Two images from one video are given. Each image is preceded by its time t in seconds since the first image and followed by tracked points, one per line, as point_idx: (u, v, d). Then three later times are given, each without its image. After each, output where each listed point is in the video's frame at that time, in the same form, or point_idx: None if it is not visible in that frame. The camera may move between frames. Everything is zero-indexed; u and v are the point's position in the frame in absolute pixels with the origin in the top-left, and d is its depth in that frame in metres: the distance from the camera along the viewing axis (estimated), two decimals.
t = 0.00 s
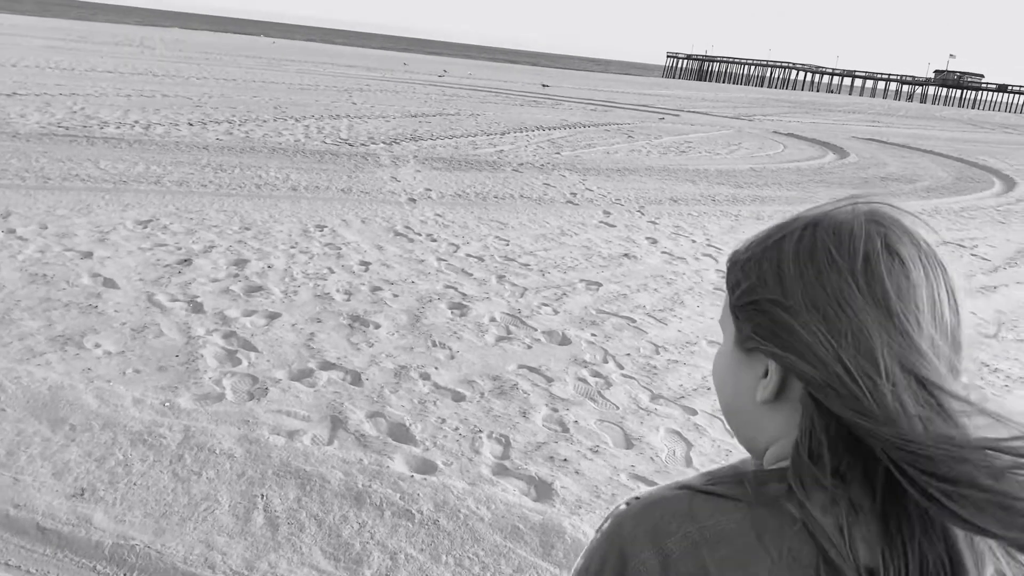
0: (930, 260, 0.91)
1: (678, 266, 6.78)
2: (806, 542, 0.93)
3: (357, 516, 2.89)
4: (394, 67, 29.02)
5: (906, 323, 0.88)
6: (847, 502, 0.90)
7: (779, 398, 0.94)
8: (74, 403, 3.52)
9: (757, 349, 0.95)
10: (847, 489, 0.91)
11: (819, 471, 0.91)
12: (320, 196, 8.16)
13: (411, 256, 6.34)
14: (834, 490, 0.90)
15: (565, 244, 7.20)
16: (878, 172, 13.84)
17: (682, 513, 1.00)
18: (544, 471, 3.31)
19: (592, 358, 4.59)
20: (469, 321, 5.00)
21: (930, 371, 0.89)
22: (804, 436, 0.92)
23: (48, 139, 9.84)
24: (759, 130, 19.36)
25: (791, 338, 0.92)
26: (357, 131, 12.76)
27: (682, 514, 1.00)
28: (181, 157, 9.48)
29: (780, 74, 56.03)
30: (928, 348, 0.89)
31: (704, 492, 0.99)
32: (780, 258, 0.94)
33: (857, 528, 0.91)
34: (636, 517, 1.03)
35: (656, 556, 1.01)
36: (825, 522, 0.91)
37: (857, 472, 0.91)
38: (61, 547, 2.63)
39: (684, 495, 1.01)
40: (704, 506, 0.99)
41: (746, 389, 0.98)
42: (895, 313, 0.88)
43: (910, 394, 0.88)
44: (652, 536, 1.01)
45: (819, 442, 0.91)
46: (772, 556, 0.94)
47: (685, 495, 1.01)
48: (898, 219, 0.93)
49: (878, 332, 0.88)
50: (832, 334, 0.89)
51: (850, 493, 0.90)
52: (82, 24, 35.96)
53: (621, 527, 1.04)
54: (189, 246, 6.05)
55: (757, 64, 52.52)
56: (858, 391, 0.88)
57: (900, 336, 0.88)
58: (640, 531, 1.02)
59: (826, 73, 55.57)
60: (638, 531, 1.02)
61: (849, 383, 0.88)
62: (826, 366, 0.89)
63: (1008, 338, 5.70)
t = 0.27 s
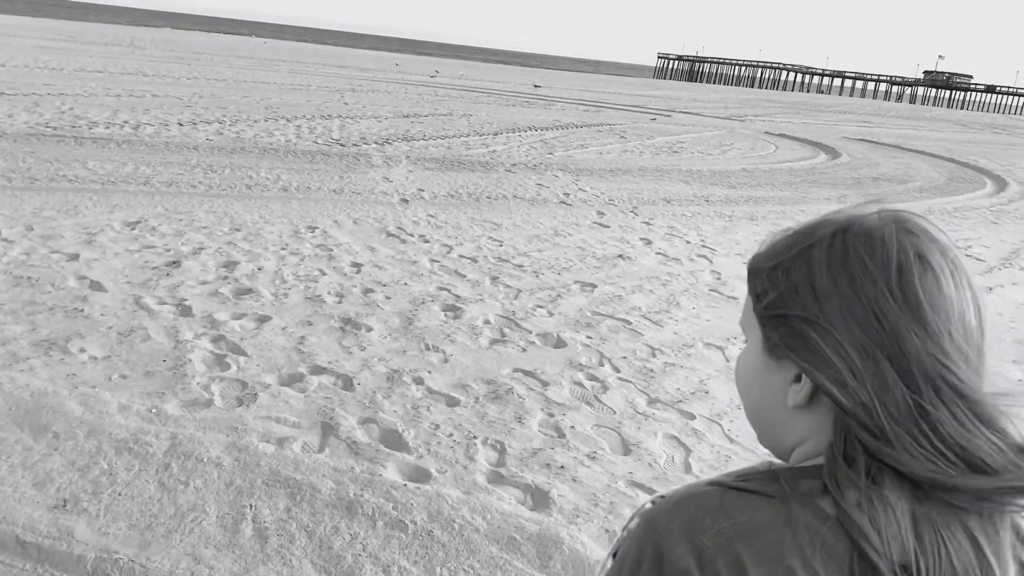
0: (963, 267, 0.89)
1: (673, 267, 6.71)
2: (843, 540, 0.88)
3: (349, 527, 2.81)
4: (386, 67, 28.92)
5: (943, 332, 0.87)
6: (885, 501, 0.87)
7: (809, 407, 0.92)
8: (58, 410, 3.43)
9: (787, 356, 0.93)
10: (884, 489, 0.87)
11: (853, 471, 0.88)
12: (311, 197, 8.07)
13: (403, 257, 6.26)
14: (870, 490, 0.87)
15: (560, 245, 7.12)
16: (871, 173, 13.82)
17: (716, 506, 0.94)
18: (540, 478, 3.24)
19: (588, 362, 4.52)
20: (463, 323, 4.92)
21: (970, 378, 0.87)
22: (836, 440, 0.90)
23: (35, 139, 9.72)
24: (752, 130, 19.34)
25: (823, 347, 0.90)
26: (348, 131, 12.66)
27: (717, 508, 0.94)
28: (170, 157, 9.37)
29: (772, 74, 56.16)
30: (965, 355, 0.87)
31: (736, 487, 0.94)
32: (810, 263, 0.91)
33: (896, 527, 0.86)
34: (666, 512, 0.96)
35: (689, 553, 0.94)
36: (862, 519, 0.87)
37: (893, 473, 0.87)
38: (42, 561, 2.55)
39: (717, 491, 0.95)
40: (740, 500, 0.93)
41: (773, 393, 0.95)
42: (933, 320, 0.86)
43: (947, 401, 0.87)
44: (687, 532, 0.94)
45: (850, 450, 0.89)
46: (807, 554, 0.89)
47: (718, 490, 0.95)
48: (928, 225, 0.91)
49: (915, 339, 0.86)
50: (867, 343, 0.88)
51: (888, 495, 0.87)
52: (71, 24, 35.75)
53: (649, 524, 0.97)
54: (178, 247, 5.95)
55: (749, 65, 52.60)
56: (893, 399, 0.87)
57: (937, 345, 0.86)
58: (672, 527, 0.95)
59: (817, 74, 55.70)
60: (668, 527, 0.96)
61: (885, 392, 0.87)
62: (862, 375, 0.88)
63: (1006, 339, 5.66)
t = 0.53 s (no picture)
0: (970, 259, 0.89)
1: (669, 268, 6.68)
2: (866, 529, 0.85)
3: (344, 536, 2.77)
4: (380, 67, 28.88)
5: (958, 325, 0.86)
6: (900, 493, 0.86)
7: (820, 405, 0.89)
8: (49, 416, 3.38)
9: (797, 353, 0.90)
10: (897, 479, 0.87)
11: (869, 465, 0.87)
12: (305, 198, 8.02)
13: (398, 258, 6.22)
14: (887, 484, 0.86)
15: (555, 246, 7.09)
16: (866, 173, 13.83)
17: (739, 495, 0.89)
18: (538, 484, 3.19)
19: (585, 364, 4.47)
20: (459, 326, 4.88)
21: (980, 372, 0.87)
22: (852, 435, 0.88)
23: (27, 140, 9.66)
24: (746, 131, 19.35)
25: (838, 343, 0.87)
26: (343, 132, 12.62)
27: (739, 498, 0.89)
28: (163, 158, 9.32)
29: (766, 75, 56.30)
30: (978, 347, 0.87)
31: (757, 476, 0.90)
32: (822, 258, 0.88)
33: (913, 518, 0.86)
34: (686, 505, 0.92)
35: (712, 547, 0.90)
36: (882, 509, 0.85)
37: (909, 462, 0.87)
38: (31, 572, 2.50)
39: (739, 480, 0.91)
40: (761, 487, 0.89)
41: (782, 390, 0.91)
42: (950, 314, 0.85)
43: (964, 393, 0.86)
44: (709, 522, 0.90)
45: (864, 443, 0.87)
46: (830, 545, 0.85)
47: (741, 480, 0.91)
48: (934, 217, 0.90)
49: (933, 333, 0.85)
50: (883, 337, 0.86)
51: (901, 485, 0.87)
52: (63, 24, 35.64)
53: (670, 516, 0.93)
54: (171, 249, 5.90)
55: (743, 65, 52.69)
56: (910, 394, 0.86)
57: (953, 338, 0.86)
58: (693, 519, 0.91)
59: (811, 74, 55.82)
60: (689, 520, 0.91)
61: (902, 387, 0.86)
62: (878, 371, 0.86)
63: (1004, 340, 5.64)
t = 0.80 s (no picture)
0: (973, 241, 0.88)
1: (666, 272, 6.61)
2: (904, 518, 0.83)
3: (335, 556, 2.67)
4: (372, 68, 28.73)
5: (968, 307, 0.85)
6: (936, 485, 0.83)
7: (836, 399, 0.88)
8: (30, 430, 3.27)
9: (810, 349, 0.88)
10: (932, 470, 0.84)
11: (898, 458, 0.84)
12: (296, 201, 7.92)
13: (391, 263, 6.12)
14: (921, 474, 0.83)
15: (550, 250, 7.00)
16: (860, 174, 13.79)
17: (770, 488, 0.85)
18: (535, 498, 3.10)
19: (583, 373, 4.39)
20: (453, 333, 4.78)
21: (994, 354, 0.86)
22: (874, 425, 0.86)
23: (13, 142, 9.52)
24: (740, 131, 19.32)
25: (851, 334, 0.86)
26: (334, 133, 12.51)
27: (771, 491, 0.85)
28: (152, 161, 9.19)
29: (758, 75, 56.38)
30: (989, 328, 0.86)
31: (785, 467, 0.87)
32: (829, 250, 0.88)
33: (947, 504, 0.83)
34: (714, 499, 0.88)
35: (747, 543, 0.86)
36: (917, 495, 0.83)
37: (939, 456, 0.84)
38: None
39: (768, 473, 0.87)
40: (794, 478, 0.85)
41: (795, 385, 0.90)
42: (960, 295, 0.84)
43: (982, 377, 0.84)
44: (742, 518, 0.86)
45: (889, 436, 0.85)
46: (871, 535, 0.82)
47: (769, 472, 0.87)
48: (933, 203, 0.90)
49: (946, 318, 0.84)
50: (895, 324, 0.85)
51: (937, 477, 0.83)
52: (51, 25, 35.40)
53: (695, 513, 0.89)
54: (158, 255, 5.78)
55: (735, 65, 52.79)
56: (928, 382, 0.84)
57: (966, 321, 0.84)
58: (724, 516, 0.87)
59: (802, 75, 55.97)
60: (719, 516, 0.87)
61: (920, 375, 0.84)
62: (892, 359, 0.84)
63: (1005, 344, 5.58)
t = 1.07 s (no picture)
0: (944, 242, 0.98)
1: (662, 279, 6.54)
2: (907, 526, 0.92)
3: None
4: (364, 70, 28.61)
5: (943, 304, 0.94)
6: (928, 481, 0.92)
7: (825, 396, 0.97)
8: (13, 447, 3.19)
9: (799, 350, 0.99)
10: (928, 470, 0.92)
11: (890, 455, 0.93)
12: (288, 207, 7.83)
13: (384, 271, 6.04)
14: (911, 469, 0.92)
15: (546, 256, 6.93)
16: (856, 177, 13.74)
17: (779, 498, 0.93)
18: (533, 516, 3.02)
19: (580, 384, 4.31)
20: (448, 343, 4.71)
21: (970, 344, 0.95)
22: (865, 421, 0.95)
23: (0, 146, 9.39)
24: (733, 134, 19.28)
25: (835, 337, 0.96)
26: (326, 137, 12.41)
27: (779, 500, 0.93)
28: (142, 166, 9.08)
29: (751, 76, 56.46)
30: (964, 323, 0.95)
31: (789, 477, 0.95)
32: (808, 258, 0.98)
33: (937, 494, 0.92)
34: (724, 513, 0.95)
35: (762, 554, 0.92)
36: (910, 492, 0.92)
37: (934, 457, 0.92)
38: None
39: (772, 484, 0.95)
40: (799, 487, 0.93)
41: (789, 387, 1.00)
42: (932, 294, 0.94)
43: (960, 372, 0.93)
44: (757, 527, 0.92)
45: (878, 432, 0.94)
46: (876, 538, 0.91)
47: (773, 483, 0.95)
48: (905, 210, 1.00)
49: (922, 315, 0.94)
50: (875, 322, 0.94)
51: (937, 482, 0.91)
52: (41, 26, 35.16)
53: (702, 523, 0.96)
54: (147, 263, 5.69)
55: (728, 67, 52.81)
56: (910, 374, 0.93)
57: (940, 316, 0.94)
58: (738, 528, 0.93)
59: (795, 76, 56.04)
60: (731, 530, 0.94)
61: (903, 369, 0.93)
62: (875, 356, 0.94)
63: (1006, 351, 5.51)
